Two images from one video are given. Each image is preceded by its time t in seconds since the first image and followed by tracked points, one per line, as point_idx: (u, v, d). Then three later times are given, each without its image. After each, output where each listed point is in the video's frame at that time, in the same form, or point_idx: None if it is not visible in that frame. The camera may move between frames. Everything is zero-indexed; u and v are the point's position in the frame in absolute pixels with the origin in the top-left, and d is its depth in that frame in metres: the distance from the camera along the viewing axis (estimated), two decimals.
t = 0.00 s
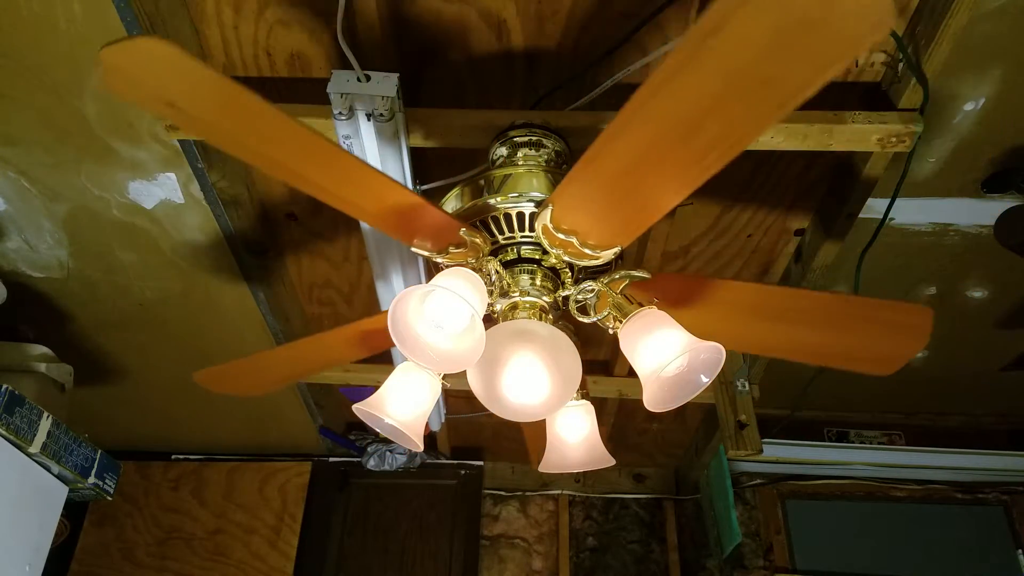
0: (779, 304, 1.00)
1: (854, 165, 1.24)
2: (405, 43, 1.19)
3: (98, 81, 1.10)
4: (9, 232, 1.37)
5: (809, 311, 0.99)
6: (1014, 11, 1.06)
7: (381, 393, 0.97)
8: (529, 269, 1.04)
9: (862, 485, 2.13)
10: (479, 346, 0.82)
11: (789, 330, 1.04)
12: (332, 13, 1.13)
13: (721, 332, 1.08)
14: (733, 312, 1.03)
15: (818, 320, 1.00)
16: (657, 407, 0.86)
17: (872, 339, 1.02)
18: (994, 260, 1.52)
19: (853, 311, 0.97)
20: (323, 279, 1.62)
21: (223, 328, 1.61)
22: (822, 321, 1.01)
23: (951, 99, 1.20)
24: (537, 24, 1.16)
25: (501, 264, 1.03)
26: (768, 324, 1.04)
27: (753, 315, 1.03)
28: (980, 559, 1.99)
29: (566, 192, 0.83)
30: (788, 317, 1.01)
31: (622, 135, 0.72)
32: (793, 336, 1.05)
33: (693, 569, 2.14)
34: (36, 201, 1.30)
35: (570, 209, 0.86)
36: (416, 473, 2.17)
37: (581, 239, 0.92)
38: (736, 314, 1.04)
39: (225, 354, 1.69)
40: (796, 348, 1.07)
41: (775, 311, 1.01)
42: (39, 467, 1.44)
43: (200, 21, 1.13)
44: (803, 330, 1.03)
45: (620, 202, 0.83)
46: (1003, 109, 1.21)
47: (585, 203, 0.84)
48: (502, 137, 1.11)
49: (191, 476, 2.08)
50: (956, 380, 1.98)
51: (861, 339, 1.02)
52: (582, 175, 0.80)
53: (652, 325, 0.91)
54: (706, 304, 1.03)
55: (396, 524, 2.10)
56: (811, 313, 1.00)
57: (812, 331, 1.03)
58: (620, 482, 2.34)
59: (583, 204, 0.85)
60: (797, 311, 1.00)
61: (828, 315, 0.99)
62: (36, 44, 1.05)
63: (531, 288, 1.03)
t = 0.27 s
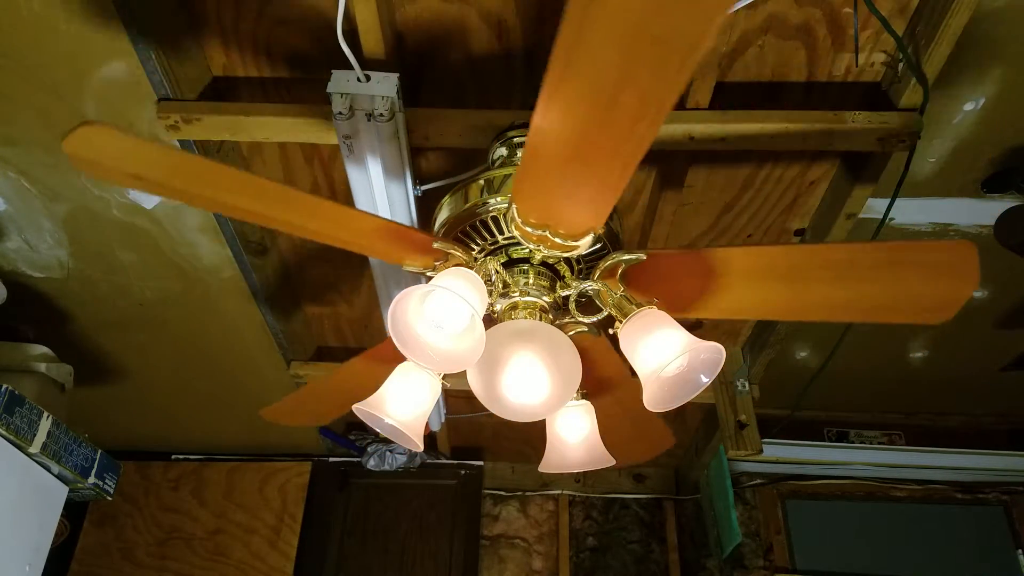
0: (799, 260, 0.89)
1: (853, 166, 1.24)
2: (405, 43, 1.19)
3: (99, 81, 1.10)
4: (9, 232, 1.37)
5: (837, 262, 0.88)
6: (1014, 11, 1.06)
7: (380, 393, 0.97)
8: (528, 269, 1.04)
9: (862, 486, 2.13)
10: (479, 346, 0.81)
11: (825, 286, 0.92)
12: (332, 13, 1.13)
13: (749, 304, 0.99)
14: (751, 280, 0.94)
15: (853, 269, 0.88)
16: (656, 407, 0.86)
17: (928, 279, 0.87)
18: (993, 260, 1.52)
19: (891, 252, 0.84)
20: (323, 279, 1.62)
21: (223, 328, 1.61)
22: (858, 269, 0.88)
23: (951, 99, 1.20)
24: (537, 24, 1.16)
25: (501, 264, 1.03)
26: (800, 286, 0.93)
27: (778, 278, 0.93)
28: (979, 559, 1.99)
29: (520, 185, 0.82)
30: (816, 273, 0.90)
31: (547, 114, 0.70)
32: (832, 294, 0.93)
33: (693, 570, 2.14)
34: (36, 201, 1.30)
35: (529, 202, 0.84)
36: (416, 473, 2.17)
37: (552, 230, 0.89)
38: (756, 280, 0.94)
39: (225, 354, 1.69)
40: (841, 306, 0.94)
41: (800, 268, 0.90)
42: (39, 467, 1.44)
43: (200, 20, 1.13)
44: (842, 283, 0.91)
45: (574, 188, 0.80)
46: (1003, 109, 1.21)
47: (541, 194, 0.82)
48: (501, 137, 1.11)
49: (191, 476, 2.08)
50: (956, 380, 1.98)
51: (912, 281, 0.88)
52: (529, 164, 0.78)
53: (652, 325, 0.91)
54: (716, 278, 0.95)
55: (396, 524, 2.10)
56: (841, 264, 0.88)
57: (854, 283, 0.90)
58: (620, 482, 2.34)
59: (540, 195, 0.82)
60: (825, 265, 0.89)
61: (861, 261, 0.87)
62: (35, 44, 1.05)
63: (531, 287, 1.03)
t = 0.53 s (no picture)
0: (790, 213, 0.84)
1: (853, 166, 1.24)
2: (405, 43, 1.19)
3: (99, 81, 1.10)
4: (9, 232, 1.37)
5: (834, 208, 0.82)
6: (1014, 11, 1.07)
7: (381, 393, 0.97)
8: (528, 269, 1.05)
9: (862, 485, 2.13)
10: (479, 346, 0.81)
11: (834, 233, 0.86)
12: (332, 13, 1.13)
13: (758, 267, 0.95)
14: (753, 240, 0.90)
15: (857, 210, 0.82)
16: (657, 406, 0.86)
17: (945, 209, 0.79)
18: (993, 259, 1.52)
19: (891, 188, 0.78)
20: (323, 279, 1.62)
21: (223, 328, 1.61)
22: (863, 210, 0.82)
23: (951, 99, 1.20)
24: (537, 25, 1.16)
25: (500, 263, 1.02)
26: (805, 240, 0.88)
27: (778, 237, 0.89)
28: (979, 558, 2.00)
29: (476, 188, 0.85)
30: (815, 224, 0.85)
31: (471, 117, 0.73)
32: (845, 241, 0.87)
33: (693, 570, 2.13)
34: (36, 201, 1.30)
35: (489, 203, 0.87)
36: (416, 473, 2.17)
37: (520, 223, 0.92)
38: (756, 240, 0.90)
39: (225, 354, 1.69)
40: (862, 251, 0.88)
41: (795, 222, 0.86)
42: (39, 467, 1.44)
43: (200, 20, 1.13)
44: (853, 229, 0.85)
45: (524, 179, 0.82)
46: (1003, 109, 1.21)
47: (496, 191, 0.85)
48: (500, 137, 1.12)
49: (191, 477, 2.08)
50: (956, 380, 1.98)
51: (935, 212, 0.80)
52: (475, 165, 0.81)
53: (652, 325, 0.91)
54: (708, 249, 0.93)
55: (396, 524, 2.09)
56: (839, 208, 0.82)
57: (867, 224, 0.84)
58: (621, 482, 2.34)
59: (495, 195, 0.86)
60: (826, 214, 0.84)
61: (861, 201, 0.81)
62: (35, 44, 1.05)
63: (530, 287, 1.03)
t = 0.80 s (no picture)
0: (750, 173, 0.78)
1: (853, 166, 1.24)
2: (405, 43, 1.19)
3: (99, 81, 1.10)
4: (9, 232, 1.37)
5: (793, 166, 0.76)
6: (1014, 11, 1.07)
7: (380, 393, 0.97)
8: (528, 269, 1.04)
9: (862, 485, 2.13)
10: (479, 346, 0.81)
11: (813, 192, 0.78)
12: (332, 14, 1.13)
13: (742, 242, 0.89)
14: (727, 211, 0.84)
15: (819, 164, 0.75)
16: (657, 407, 0.86)
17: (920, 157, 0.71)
18: (993, 259, 1.52)
19: (848, 137, 0.71)
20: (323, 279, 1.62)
21: (223, 328, 1.61)
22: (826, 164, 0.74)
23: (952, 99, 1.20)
24: (536, 25, 1.16)
25: (500, 264, 1.02)
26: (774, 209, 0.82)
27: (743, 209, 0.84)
28: (979, 558, 2.00)
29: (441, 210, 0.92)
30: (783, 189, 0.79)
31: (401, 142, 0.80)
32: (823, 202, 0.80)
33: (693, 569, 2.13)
34: (36, 201, 1.30)
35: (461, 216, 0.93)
36: (416, 473, 2.17)
37: (488, 226, 0.96)
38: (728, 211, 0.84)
39: (225, 354, 1.69)
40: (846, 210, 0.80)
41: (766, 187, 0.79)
42: (39, 467, 1.44)
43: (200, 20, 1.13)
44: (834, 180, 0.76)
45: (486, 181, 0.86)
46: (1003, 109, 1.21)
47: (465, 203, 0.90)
48: (501, 138, 1.13)
49: (191, 477, 2.08)
50: (956, 380, 1.98)
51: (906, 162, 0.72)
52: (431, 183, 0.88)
53: (652, 325, 0.91)
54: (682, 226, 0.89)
55: (396, 524, 2.09)
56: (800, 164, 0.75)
57: (856, 168, 0.74)
58: (621, 482, 2.34)
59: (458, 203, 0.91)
60: (788, 176, 0.77)
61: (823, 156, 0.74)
62: (35, 44, 1.05)
63: (530, 287, 1.03)
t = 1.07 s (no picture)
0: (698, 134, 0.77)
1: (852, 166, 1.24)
2: (405, 43, 1.19)
3: (98, 81, 1.10)
4: (9, 232, 1.37)
5: (745, 121, 0.75)
6: (1014, 10, 1.07)
7: (381, 393, 0.97)
8: (528, 270, 1.04)
9: (862, 485, 2.13)
10: (478, 346, 0.81)
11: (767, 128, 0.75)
12: (332, 14, 1.13)
13: (712, 209, 0.88)
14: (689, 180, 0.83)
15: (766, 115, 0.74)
16: (656, 406, 0.86)
17: (867, 93, 0.70)
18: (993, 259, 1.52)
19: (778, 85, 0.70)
20: (323, 279, 1.62)
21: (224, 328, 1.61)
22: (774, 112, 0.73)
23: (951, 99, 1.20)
24: (536, 25, 1.16)
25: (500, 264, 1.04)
26: (735, 167, 0.81)
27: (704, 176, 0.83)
28: (979, 559, 2.00)
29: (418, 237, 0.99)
30: (737, 147, 0.78)
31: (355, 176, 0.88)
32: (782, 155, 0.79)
33: (693, 569, 2.13)
34: (36, 201, 1.30)
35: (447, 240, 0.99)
36: (416, 473, 2.17)
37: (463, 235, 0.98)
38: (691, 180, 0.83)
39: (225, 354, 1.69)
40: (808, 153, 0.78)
41: (721, 148, 0.79)
42: (39, 467, 1.44)
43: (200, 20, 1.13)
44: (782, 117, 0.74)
45: (452, 194, 0.91)
46: (1003, 109, 1.21)
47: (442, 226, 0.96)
48: (501, 137, 1.12)
49: (191, 477, 2.08)
50: (956, 380, 1.98)
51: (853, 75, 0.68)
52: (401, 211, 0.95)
53: (652, 325, 0.91)
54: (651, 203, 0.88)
55: (396, 524, 2.09)
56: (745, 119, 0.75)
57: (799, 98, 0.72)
58: (621, 482, 2.34)
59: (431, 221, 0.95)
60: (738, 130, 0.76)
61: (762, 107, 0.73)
62: (35, 44, 1.05)
63: (530, 288, 1.03)
